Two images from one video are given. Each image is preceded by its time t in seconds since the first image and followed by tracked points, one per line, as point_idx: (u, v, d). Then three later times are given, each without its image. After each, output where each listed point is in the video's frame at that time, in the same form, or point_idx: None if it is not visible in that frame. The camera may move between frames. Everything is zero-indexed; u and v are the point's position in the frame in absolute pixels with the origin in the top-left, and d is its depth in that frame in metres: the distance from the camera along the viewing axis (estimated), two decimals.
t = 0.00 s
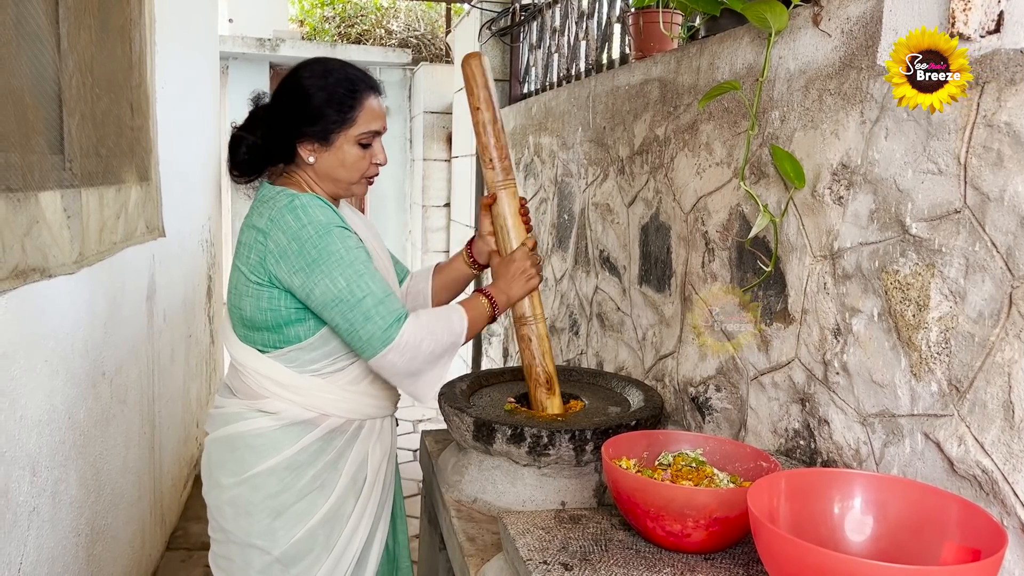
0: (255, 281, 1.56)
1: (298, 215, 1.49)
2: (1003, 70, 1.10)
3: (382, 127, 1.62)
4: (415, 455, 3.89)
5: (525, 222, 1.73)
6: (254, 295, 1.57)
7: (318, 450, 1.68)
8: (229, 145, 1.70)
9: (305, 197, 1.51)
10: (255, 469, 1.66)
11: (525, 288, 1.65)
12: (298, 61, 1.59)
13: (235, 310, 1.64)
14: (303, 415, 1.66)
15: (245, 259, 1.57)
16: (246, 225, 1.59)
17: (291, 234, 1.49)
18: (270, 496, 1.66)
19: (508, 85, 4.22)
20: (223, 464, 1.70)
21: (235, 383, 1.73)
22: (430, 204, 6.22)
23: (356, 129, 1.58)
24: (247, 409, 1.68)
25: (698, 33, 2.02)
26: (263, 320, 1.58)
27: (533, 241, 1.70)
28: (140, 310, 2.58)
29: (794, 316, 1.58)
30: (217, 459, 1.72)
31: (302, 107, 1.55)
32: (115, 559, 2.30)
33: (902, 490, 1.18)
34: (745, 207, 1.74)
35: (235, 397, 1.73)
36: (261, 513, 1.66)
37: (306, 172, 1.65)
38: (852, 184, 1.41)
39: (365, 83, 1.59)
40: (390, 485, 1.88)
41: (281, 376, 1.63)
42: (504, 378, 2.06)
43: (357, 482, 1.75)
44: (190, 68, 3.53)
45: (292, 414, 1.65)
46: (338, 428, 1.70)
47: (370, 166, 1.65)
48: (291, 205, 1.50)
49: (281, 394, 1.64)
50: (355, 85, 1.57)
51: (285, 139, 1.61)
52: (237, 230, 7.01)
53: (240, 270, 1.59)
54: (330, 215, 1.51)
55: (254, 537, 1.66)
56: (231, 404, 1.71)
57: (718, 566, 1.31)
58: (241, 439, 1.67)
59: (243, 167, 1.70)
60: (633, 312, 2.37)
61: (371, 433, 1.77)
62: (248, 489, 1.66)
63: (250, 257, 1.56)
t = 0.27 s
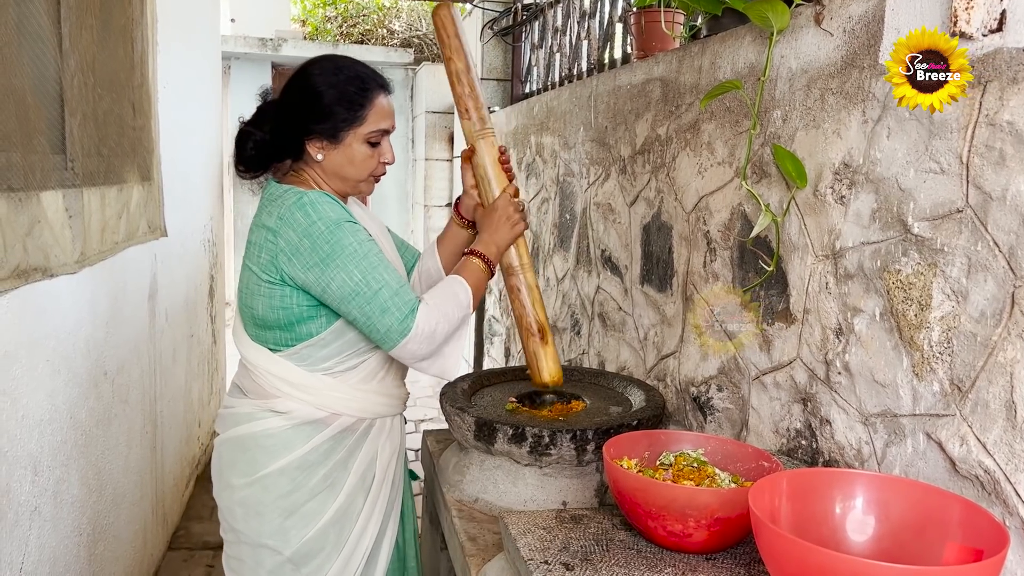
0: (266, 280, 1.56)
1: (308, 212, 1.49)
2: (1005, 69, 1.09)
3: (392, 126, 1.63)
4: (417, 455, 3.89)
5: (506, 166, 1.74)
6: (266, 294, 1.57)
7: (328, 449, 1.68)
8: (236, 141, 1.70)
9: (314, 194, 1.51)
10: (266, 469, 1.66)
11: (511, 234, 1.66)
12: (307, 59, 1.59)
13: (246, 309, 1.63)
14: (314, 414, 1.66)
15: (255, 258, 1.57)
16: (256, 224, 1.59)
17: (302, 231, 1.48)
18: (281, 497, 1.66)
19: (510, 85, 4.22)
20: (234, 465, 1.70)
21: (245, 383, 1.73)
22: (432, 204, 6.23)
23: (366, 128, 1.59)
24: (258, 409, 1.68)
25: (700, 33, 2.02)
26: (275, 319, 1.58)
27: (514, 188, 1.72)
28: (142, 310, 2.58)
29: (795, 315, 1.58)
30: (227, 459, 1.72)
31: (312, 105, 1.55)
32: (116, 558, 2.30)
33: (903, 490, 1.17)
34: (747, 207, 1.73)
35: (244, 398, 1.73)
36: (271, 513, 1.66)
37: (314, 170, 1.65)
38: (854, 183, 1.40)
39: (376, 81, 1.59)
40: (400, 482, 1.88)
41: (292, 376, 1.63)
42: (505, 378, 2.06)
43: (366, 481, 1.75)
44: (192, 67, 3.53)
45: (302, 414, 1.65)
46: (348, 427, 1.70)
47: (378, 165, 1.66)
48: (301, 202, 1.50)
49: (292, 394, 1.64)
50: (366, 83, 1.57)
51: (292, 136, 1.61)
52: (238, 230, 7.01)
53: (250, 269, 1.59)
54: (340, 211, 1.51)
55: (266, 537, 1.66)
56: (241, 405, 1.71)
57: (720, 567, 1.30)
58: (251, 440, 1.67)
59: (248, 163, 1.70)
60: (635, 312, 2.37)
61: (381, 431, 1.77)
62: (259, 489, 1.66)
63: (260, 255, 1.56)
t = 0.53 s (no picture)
0: (265, 283, 1.55)
1: (305, 215, 1.49)
2: (1009, 68, 1.09)
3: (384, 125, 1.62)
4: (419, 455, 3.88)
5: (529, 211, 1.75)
6: (264, 298, 1.57)
7: (337, 449, 1.68)
8: (228, 143, 1.70)
9: (312, 196, 1.51)
10: (276, 471, 1.66)
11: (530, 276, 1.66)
12: (297, 60, 1.59)
13: (246, 313, 1.63)
14: (320, 415, 1.65)
15: (253, 262, 1.57)
16: (254, 227, 1.58)
17: (300, 234, 1.48)
18: (291, 498, 1.66)
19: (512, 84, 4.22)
20: (243, 468, 1.70)
21: (250, 386, 1.73)
22: (433, 204, 6.23)
23: (356, 128, 1.58)
24: (264, 412, 1.67)
25: (702, 32, 2.01)
26: (275, 322, 1.58)
27: (536, 233, 1.73)
28: (144, 309, 2.58)
29: (798, 315, 1.58)
30: (236, 464, 1.72)
31: (301, 106, 1.55)
32: (119, 558, 2.30)
33: (905, 491, 1.17)
34: (749, 206, 1.73)
35: (250, 401, 1.73)
36: (282, 516, 1.66)
37: (307, 171, 1.65)
38: (856, 183, 1.40)
39: (366, 80, 1.59)
40: (409, 481, 1.88)
41: (296, 378, 1.63)
42: (507, 377, 2.05)
43: (376, 480, 1.75)
44: (195, 67, 3.54)
45: (309, 415, 1.64)
46: (355, 425, 1.70)
47: (371, 164, 1.65)
48: (298, 205, 1.50)
49: (296, 395, 1.63)
50: (356, 83, 1.57)
51: (283, 137, 1.61)
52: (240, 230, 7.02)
53: (249, 273, 1.59)
54: (337, 214, 1.51)
55: (278, 539, 1.66)
56: (248, 408, 1.71)
57: (723, 567, 1.30)
58: (260, 443, 1.67)
59: (240, 165, 1.70)
60: (637, 311, 2.37)
61: (388, 430, 1.77)
62: (270, 492, 1.66)
63: (258, 258, 1.55)
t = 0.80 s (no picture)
0: (274, 282, 1.55)
1: (315, 215, 1.49)
2: (1013, 67, 1.09)
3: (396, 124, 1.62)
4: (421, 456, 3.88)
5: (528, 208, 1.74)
6: (273, 298, 1.57)
7: (341, 452, 1.68)
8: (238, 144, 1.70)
9: (321, 197, 1.51)
10: (279, 473, 1.66)
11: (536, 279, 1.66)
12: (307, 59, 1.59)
13: (254, 313, 1.63)
14: (325, 417, 1.65)
15: (262, 262, 1.57)
16: (264, 226, 1.58)
17: (308, 235, 1.48)
18: (294, 500, 1.66)
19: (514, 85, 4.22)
20: (245, 469, 1.70)
21: (253, 387, 1.73)
22: (435, 204, 6.23)
23: (368, 127, 1.58)
24: (267, 414, 1.67)
25: (704, 32, 2.01)
26: (282, 323, 1.58)
27: (538, 232, 1.71)
28: (145, 310, 2.58)
29: (800, 316, 1.57)
30: (238, 463, 1.72)
31: (313, 104, 1.55)
32: (120, 559, 2.30)
33: (908, 492, 1.17)
34: (752, 206, 1.73)
35: (253, 402, 1.73)
36: (284, 518, 1.66)
37: (318, 170, 1.65)
38: (859, 183, 1.40)
39: (377, 79, 1.59)
40: (411, 484, 1.88)
41: (302, 380, 1.63)
42: (509, 378, 2.05)
43: (379, 484, 1.75)
44: (197, 68, 3.54)
45: (313, 417, 1.64)
46: (360, 429, 1.70)
47: (382, 164, 1.65)
48: (307, 205, 1.50)
49: (301, 397, 1.63)
50: (367, 81, 1.57)
51: (295, 137, 1.61)
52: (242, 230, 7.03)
53: (258, 272, 1.59)
54: (346, 215, 1.51)
55: (279, 541, 1.66)
56: (250, 409, 1.71)
57: (724, 568, 1.30)
58: (264, 444, 1.67)
59: (252, 165, 1.70)
60: (638, 312, 2.37)
61: (392, 434, 1.76)
62: (272, 494, 1.66)
63: (268, 258, 1.55)
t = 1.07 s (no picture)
0: (267, 286, 1.55)
1: (306, 217, 1.49)
2: (1014, 67, 1.08)
3: (387, 121, 1.62)
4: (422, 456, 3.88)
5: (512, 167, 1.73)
6: (267, 301, 1.57)
7: (340, 453, 1.68)
8: (233, 148, 1.71)
9: (311, 198, 1.50)
10: (279, 475, 1.66)
11: (520, 237, 1.64)
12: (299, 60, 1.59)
13: (249, 316, 1.63)
14: (324, 418, 1.65)
15: (254, 265, 1.57)
16: (255, 230, 1.59)
17: (301, 237, 1.48)
18: (295, 502, 1.66)
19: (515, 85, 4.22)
20: (246, 472, 1.70)
21: (253, 390, 1.73)
22: (437, 205, 6.24)
23: (359, 125, 1.58)
24: (266, 416, 1.67)
25: (705, 32, 2.01)
26: (278, 325, 1.58)
27: (521, 190, 1.70)
28: (147, 311, 2.58)
29: (802, 316, 1.57)
30: (239, 467, 1.72)
31: (304, 104, 1.55)
32: (122, 559, 2.31)
33: (910, 492, 1.16)
34: (753, 207, 1.73)
35: (252, 405, 1.73)
36: (285, 520, 1.66)
37: (309, 171, 1.65)
38: (860, 183, 1.39)
39: (368, 78, 1.59)
40: (412, 484, 1.88)
41: (300, 381, 1.63)
42: (511, 378, 2.05)
43: (380, 484, 1.75)
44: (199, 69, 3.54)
45: (312, 419, 1.64)
46: (359, 429, 1.70)
47: (375, 163, 1.65)
48: (298, 207, 1.50)
49: (300, 398, 1.63)
50: (358, 80, 1.57)
51: (287, 139, 1.61)
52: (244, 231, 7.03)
53: (251, 276, 1.59)
54: (339, 215, 1.51)
55: (282, 543, 1.66)
56: (250, 412, 1.71)
57: (726, 569, 1.30)
58: (264, 447, 1.67)
59: (245, 169, 1.71)
60: (640, 312, 2.37)
61: (392, 433, 1.77)
62: (273, 496, 1.66)
63: (260, 262, 1.56)
